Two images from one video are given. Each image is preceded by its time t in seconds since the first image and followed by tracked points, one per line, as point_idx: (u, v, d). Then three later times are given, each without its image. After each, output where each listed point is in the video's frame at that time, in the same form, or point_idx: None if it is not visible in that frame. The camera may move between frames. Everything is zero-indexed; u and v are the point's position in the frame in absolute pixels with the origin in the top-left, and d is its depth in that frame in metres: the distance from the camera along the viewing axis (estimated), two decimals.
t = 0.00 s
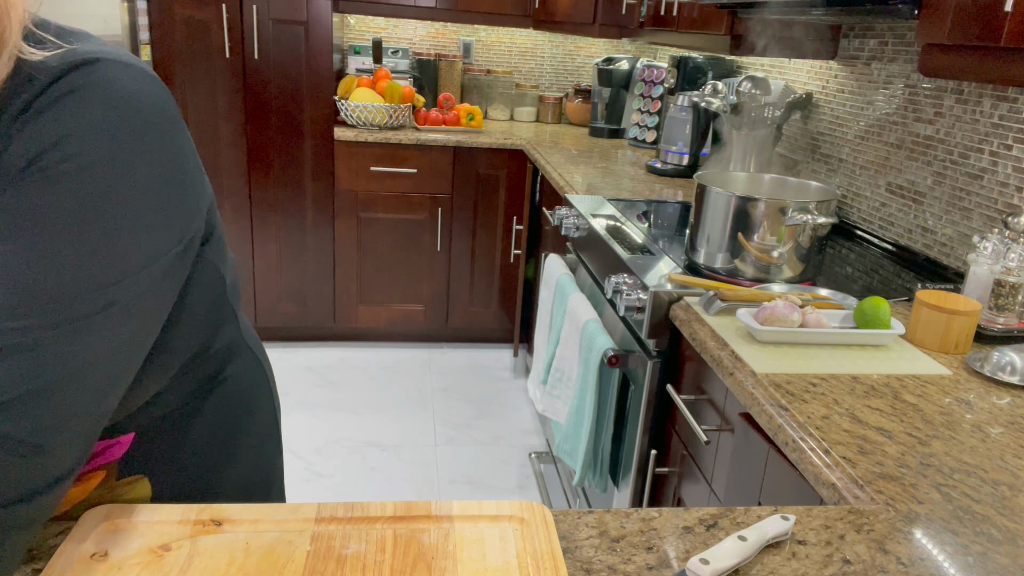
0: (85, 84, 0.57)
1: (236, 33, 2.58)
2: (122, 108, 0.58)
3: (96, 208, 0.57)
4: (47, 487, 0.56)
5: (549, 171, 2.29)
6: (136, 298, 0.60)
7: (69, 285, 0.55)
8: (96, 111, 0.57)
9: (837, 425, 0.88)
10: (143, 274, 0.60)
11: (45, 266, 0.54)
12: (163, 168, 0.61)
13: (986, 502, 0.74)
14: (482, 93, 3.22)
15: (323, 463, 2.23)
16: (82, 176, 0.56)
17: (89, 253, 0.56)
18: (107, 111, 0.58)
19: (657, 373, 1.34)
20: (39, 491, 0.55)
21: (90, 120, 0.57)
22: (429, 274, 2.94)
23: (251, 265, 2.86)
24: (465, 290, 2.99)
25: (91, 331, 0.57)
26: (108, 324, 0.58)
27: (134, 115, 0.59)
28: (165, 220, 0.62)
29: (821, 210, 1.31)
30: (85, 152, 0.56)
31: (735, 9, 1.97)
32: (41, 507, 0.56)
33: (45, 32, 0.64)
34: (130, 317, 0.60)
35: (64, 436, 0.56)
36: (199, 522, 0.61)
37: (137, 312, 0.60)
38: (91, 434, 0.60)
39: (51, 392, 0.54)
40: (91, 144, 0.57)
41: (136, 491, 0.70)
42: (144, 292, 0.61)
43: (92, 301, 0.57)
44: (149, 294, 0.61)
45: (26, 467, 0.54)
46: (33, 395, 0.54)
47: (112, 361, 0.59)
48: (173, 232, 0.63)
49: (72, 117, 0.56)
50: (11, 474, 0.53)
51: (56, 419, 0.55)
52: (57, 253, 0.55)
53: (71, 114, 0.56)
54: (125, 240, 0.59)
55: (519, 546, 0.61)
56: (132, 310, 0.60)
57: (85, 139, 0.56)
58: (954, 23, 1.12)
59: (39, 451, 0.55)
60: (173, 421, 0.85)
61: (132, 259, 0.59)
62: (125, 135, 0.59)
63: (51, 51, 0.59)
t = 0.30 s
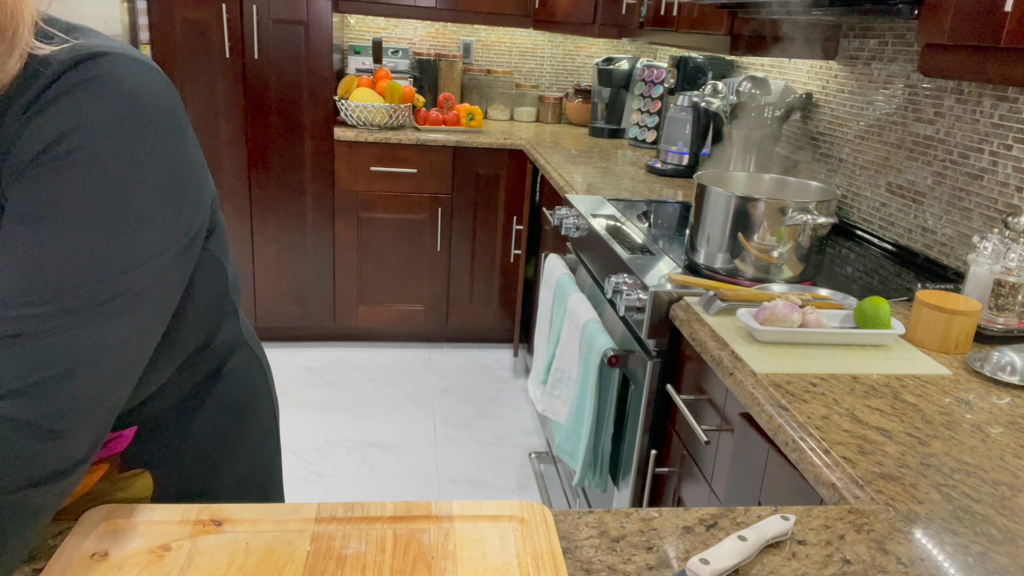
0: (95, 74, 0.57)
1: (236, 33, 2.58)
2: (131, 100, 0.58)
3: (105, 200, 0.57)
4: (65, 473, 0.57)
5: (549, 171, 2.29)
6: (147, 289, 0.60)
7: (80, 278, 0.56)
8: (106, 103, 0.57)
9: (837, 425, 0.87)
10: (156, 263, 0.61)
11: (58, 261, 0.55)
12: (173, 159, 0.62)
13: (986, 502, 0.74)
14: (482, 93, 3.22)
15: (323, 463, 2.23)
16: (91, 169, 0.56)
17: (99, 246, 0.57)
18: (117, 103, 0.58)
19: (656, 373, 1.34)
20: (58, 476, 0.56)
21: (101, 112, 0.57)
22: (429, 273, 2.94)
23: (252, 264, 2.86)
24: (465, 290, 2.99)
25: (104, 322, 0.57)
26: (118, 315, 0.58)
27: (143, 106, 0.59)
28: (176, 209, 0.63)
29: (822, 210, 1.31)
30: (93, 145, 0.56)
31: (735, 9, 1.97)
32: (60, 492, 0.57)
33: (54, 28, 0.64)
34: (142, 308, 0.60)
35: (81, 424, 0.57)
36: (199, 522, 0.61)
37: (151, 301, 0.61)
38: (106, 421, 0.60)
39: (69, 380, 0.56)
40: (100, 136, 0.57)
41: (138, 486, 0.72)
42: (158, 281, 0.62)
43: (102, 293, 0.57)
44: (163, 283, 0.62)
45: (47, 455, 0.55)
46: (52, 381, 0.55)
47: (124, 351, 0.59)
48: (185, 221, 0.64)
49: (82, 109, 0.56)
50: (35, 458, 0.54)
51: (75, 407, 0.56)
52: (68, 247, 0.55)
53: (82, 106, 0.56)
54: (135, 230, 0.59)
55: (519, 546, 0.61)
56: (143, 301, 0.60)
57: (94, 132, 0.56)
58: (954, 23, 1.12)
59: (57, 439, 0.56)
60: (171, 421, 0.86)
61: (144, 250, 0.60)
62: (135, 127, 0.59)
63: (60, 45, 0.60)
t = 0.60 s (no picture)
0: (85, 80, 0.58)
1: (236, 33, 2.58)
2: (117, 105, 0.59)
3: (97, 201, 0.57)
4: (37, 480, 0.56)
5: (549, 171, 2.29)
6: (135, 292, 0.61)
7: (70, 280, 0.55)
8: (96, 106, 0.58)
9: (837, 425, 0.87)
10: (142, 268, 0.61)
11: (50, 260, 0.54)
12: (159, 166, 0.62)
13: (986, 502, 0.74)
14: (482, 93, 3.22)
15: (323, 463, 2.23)
16: (81, 171, 0.56)
17: (89, 246, 0.57)
18: (106, 107, 0.59)
19: (656, 373, 1.34)
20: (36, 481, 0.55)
21: (91, 117, 0.58)
22: (429, 273, 2.94)
23: (252, 264, 2.86)
24: (465, 290, 2.99)
25: (93, 322, 0.57)
26: (109, 315, 0.58)
27: (132, 113, 0.60)
28: (162, 216, 0.63)
29: (821, 210, 1.31)
30: (84, 146, 0.57)
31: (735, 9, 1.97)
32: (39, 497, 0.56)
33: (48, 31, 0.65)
34: (132, 311, 0.61)
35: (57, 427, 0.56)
36: (199, 522, 0.61)
37: (137, 307, 0.61)
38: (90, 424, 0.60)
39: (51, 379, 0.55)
40: (89, 138, 0.57)
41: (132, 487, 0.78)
42: (144, 286, 0.61)
43: (94, 294, 0.57)
44: (149, 290, 0.62)
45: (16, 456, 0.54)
46: (33, 380, 0.54)
47: (112, 353, 0.59)
48: (171, 227, 0.64)
49: (72, 113, 0.57)
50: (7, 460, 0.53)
51: (48, 407, 0.55)
52: (59, 248, 0.55)
53: (72, 110, 0.57)
54: (125, 231, 0.59)
55: (519, 546, 0.61)
56: (131, 303, 0.60)
57: (82, 135, 0.57)
58: (954, 24, 1.12)
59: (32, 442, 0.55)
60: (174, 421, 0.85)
61: (133, 252, 0.60)
62: (123, 132, 0.59)
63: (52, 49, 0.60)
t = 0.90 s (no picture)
0: (101, 73, 0.58)
1: (236, 33, 2.58)
2: (131, 99, 0.59)
3: (110, 193, 0.57)
4: (66, 471, 0.56)
5: (549, 171, 2.28)
6: (151, 284, 0.61)
7: (85, 273, 0.56)
8: (111, 98, 0.58)
9: (838, 425, 0.87)
10: (157, 261, 0.61)
11: (63, 255, 0.55)
12: (173, 160, 0.62)
13: (986, 502, 0.74)
14: (482, 93, 3.22)
15: (323, 463, 2.23)
16: (95, 163, 0.56)
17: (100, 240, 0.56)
18: (121, 99, 0.58)
19: (657, 373, 1.34)
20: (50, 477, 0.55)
21: (107, 109, 0.57)
22: (429, 272, 2.94)
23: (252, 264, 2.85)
24: (465, 290, 2.99)
25: (109, 315, 0.57)
26: (126, 306, 0.59)
27: (148, 106, 0.60)
28: (175, 210, 0.63)
29: (821, 210, 1.31)
30: (99, 139, 0.57)
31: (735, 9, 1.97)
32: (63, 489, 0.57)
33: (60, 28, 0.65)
34: (148, 302, 0.61)
35: (82, 418, 0.57)
36: (199, 522, 0.61)
37: (152, 298, 0.61)
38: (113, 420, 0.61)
39: (71, 373, 0.55)
40: (101, 131, 0.57)
41: (144, 481, 0.72)
42: (158, 279, 0.62)
43: (110, 287, 0.57)
44: (164, 283, 0.62)
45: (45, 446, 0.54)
46: (49, 374, 0.54)
47: (130, 345, 0.60)
48: (183, 222, 0.64)
49: (87, 106, 0.57)
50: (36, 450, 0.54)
51: (68, 400, 0.55)
52: (74, 241, 0.55)
53: (88, 103, 0.57)
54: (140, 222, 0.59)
55: (519, 546, 0.61)
56: (141, 299, 0.60)
57: (93, 129, 0.56)
58: (955, 24, 1.12)
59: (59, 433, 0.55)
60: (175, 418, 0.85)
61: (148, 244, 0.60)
62: (137, 126, 0.59)
63: (64, 45, 0.60)
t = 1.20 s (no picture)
0: (101, 71, 0.58)
1: (236, 33, 2.58)
2: (133, 97, 0.59)
3: (110, 186, 0.57)
4: (65, 459, 0.56)
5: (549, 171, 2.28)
6: (150, 280, 0.61)
7: (83, 264, 0.56)
8: (111, 95, 0.58)
9: (837, 425, 0.87)
10: (156, 258, 0.61)
11: (61, 246, 0.55)
12: (173, 157, 0.62)
13: (986, 502, 0.74)
14: (482, 93, 3.22)
15: (323, 463, 2.23)
16: (94, 158, 0.57)
17: (99, 233, 0.57)
18: (121, 97, 0.59)
19: (657, 373, 1.34)
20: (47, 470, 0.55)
21: (106, 105, 0.58)
22: (429, 272, 2.94)
23: (252, 264, 2.85)
24: (465, 290, 2.99)
25: (108, 309, 0.58)
26: (127, 300, 0.59)
27: (148, 104, 0.60)
28: (173, 208, 0.62)
29: (821, 210, 1.31)
30: (99, 134, 0.57)
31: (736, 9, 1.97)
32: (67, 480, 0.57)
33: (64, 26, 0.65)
34: (148, 298, 0.61)
35: (84, 408, 0.57)
36: (199, 522, 0.61)
37: (152, 294, 0.61)
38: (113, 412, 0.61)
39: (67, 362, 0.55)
40: (102, 126, 0.57)
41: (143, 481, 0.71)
42: (157, 276, 0.62)
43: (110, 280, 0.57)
44: (164, 280, 0.62)
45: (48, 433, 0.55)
46: (48, 364, 0.54)
47: (131, 337, 0.60)
48: (182, 219, 0.64)
49: (85, 101, 0.57)
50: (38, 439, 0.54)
51: (64, 388, 0.55)
52: (73, 234, 0.55)
53: (87, 99, 0.57)
54: (139, 217, 0.59)
55: (519, 546, 0.61)
56: (139, 294, 0.60)
57: (94, 125, 0.57)
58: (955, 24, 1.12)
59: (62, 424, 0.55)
60: (176, 415, 0.86)
61: (148, 240, 0.60)
62: (138, 123, 0.59)
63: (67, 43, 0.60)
